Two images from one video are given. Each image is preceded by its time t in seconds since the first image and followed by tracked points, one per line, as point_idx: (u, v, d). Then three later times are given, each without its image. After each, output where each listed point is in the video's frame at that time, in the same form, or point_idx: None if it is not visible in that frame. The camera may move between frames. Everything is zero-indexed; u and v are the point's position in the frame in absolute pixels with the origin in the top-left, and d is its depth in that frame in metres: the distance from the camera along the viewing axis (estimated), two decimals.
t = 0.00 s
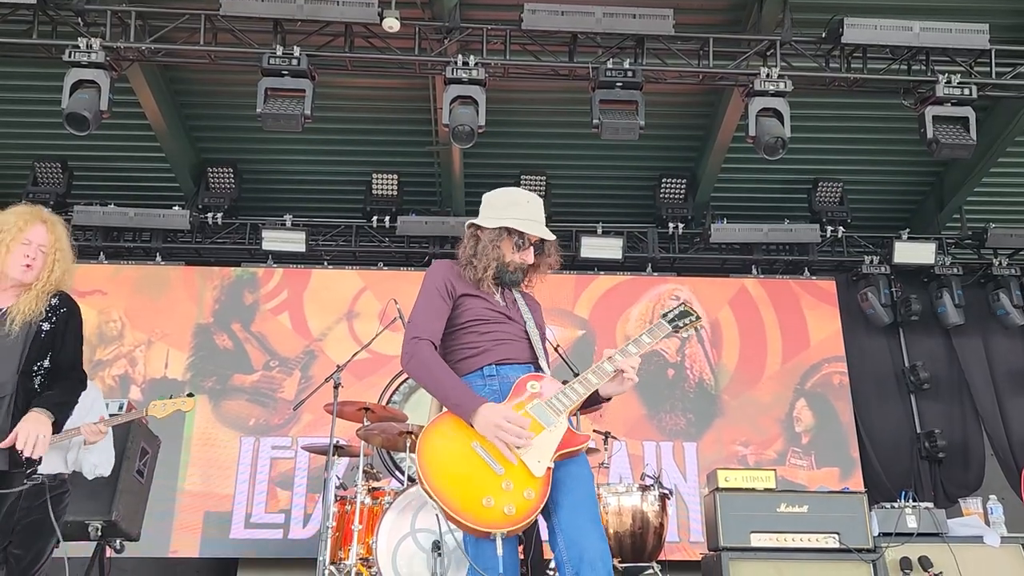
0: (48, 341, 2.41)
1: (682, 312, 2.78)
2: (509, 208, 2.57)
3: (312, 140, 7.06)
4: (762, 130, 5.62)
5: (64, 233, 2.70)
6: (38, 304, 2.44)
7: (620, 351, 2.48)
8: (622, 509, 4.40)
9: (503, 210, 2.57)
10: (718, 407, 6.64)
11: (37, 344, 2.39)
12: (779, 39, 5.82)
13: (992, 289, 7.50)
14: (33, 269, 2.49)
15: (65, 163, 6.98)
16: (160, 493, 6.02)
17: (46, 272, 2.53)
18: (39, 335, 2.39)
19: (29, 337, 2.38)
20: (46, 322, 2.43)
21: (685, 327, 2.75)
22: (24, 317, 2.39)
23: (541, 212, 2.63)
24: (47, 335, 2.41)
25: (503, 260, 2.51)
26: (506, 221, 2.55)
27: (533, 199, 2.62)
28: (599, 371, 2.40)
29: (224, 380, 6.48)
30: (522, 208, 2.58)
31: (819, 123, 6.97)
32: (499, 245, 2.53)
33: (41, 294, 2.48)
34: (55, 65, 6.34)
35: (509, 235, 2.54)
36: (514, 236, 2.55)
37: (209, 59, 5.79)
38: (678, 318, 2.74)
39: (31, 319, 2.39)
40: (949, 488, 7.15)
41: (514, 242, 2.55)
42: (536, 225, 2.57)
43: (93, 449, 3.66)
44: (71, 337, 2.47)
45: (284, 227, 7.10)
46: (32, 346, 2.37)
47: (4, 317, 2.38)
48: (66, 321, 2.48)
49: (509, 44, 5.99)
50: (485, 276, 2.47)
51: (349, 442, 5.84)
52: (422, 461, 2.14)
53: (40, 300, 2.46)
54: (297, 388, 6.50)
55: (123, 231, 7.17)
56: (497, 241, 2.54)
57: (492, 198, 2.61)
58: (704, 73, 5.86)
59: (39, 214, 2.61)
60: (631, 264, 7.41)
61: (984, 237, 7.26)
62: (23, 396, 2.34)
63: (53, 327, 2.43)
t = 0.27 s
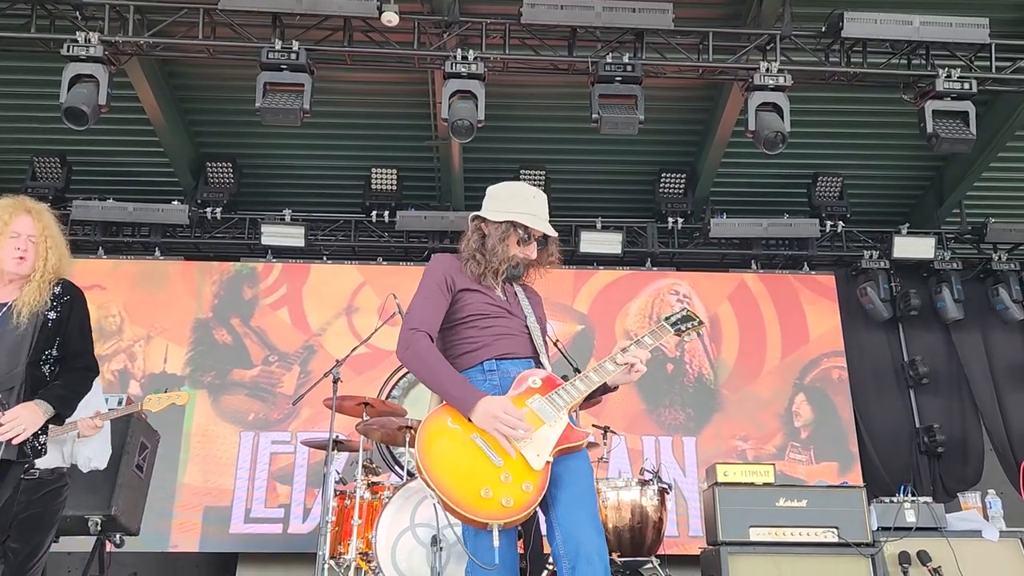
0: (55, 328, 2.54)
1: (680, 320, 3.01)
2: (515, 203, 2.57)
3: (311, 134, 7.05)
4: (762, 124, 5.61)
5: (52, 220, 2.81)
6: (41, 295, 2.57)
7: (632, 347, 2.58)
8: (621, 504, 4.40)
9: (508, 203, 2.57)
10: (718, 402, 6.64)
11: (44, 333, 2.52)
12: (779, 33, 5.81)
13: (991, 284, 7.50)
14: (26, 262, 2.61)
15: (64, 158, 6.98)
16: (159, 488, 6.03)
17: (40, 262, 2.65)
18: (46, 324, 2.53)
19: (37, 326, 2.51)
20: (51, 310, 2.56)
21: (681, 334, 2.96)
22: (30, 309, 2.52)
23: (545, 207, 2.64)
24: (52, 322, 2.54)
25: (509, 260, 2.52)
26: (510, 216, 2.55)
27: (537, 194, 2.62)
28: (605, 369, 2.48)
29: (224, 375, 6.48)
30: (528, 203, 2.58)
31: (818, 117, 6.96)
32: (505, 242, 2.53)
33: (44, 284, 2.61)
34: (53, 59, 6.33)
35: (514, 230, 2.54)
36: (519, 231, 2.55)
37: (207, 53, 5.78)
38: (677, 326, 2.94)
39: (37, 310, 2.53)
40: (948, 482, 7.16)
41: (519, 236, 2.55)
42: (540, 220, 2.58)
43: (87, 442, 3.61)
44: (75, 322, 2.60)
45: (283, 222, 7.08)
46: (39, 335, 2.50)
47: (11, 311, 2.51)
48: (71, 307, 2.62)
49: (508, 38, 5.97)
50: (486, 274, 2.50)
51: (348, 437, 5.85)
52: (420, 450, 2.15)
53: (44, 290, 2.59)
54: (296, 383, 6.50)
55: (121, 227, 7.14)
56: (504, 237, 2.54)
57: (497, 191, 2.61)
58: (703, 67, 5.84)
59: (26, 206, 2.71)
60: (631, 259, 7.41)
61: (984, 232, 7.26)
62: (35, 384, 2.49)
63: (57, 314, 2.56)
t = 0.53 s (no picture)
0: (52, 318, 2.56)
1: (681, 310, 3.00)
2: (507, 196, 2.58)
3: (310, 128, 7.03)
4: (762, 118, 5.59)
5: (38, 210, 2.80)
6: (33, 284, 2.57)
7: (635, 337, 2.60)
8: (620, 497, 4.40)
9: (500, 197, 2.58)
10: (717, 395, 6.65)
11: (42, 321, 2.54)
12: (779, 26, 5.79)
13: (990, 278, 7.51)
14: (16, 255, 2.60)
15: (62, 152, 6.96)
16: (159, 481, 6.04)
17: (31, 254, 2.64)
18: (42, 313, 2.54)
19: (33, 317, 2.52)
20: (45, 298, 2.57)
21: (682, 325, 2.96)
22: (24, 299, 2.53)
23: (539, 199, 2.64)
24: (47, 310, 2.55)
25: (501, 252, 2.57)
26: (502, 210, 2.57)
27: (531, 187, 2.62)
28: (603, 363, 2.51)
29: (223, 369, 6.48)
30: (520, 196, 2.59)
31: (818, 111, 6.95)
32: (493, 235, 2.57)
33: (36, 274, 2.61)
34: (51, 53, 6.31)
35: (505, 224, 2.57)
36: (508, 226, 2.58)
37: (205, 46, 5.76)
38: (677, 317, 2.94)
39: (30, 300, 2.53)
40: (946, 476, 7.16)
41: (508, 231, 2.58)
42: (532, 214, 2.58)
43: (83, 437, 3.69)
44: (71, 307, 2.62)
45: (282, 216, 7.07)
46: (36, 323, 2.52)
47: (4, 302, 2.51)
48: (66, 295, 2.63)
49: (508, 31, 5.96)
50: (484, 268, 2.54)
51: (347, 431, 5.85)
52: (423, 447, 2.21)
53: (39, 279, 2.60)
54: (295, 377, 6.49)
55: (120, 221, 7.12)
56: (492, 230, 2.58)
57: (491, 183, 2.61)
58: (703, 60, 5.82)
59: (10, 198, 2.70)
60: (630, 253, 7.40)
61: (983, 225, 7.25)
62: (40, 372, 2.50)
63: (52, 302, 2.57)
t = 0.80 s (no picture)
0: (50, 323, 2.56)
1: (690, 311, 3.01)
2: (497, 187, 2.62)
3: (309, 123, 7.02)
4: (761, 112, 5.59)
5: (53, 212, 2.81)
6: (38, 288, 2.57)
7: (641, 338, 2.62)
8: (620, 492, 4.41)
9: (494, 188, 2.62)
10: (717, 390, 6.65)
11: (41, 325, 2.54)
12: (778, 20, 5.78)
13: (989, 272, 7.50)
14: (26, 256, 2.60)
15: (61, 147, 6.95)
16: (160, 476, 6.05)
17: (40, 256, 2.64)
18: (43, 318, 2.54)
19: (32, 319, 2.52)
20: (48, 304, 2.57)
21: (692, 326, 2.96)
22: (27, 301, 2.52)
23: (537, 195, 2.65)
24: (49, 316, 2.55)
25: (493, 245, 2.59)
26: (490, 200, 2.61)
27: (529, 181, 2.62)
28: (609, 363, 2.53)
29: (222, 364, 6.48)
30: (511, 188, 2.61)
31: (817, 105, 6.94)
32: (481, 228, 2.61)
33: (42, 277, 2.60)
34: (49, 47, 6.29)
35: (489, 217, 2.62)
36: (493, 218, 2.62)
37: (204, 41, 5.74)
38: (687, 318, 2.95)
39: (33, 303, 2.53)
40: (945, 470, 7.18)
41: (494, 222, 2.61)
42: (522, 209, 2.60)
43: (86, 434, 3.74)
44: (72, 316, 2.62)
45: (281, 211, 7.06)
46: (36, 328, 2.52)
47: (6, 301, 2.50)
48: (68, 302, 2.63)
49: (507, 25, 5.95)
50: (481, 263, 2.56)
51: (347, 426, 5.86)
52: (425, 443, 2.22)
53: (42, 283, 2.59)
54: (294, 372, 6.50)
55: (119, 216, 7.09)
56: (478, 223, 2.62)
57: (489, 172, 2.65)
58: (702, 54, 5.81)
59: (29, 198, 2.71)
60: (629, 247, 7.39)
61: (983, 219, 7.25)
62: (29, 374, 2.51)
63: (54, 309, 2.58)
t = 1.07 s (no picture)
0: (52, 317, 2.64)
1: (685, 306, 3.01)
2: (488, 190, 2.65)
3: (307, 119, 7.00)
4: (761, 108, 5.59)
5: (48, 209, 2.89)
6: (39, 283, 2.65)
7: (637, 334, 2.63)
8: (620, 488, 4.41)
9: (486, 192, 2.64)
10: (717, 386, 6.65)
11: (43, 320, 2.61)
12: (778, 15, 5.77)
13: (989, 268, 7.50)
14: (21, 251, 2.68)
15: (59, 143, 6.93)
16: (159, 472, 6.05)
17: (37, 251, 2.71)
18: (45, 312, 2.62)
19: (36, 315, 2.60)
20: (49, 297, 2.65)
21: (688, 321, 2.97)
22: (27, 297, 2.60)
23: (528, 199, 2.67)
24: (50, 310, 2.63)
25: (487, 247, 2.62)
26: (484, 204, 2.62)
27: (520, 184, 2.66)
28: (608, 358, 2.53)
29: (221, 361, 6.47)
30: (502, 191, 2.64)
31: (817, 101, 6.93)
32: (476, 232, 2.62)
33: (42, 271, 2.68)
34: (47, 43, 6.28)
35: (483, 220, 2.63)
36: (487, 220, 2.63)
37: (202, 37, 5.72)
38: (683, 312, 2.96)
39: (36, 298, 2.61)
40: (945, 466, 7.18)
41: (487, 224, 2.62)
42: (514, 210, 2.60)
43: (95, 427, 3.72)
44: (72, 310, 2.70)
45: (280, 208, 7.05)
46: (38, 322, 2.59)
47: (8, 297, 2.59)
48: (67, 296, 2.71)
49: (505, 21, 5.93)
50: (476, 264, 2.58)
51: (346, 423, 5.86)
52: (428, 436, 2.23)
53: (43, 278, 2.67)
54: (294, 369, 6.49)
55: (117, 212, 7.09)
56: (473, 226, 2.64)
57: (482, 177, 2.68)
58: (701, 50, 5.79)
59: (22, 195, 2.79)
60: (629, 244, 7.38)
61: (982, 215, 7.24)
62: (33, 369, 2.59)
63: (55, 302, 2.65)
